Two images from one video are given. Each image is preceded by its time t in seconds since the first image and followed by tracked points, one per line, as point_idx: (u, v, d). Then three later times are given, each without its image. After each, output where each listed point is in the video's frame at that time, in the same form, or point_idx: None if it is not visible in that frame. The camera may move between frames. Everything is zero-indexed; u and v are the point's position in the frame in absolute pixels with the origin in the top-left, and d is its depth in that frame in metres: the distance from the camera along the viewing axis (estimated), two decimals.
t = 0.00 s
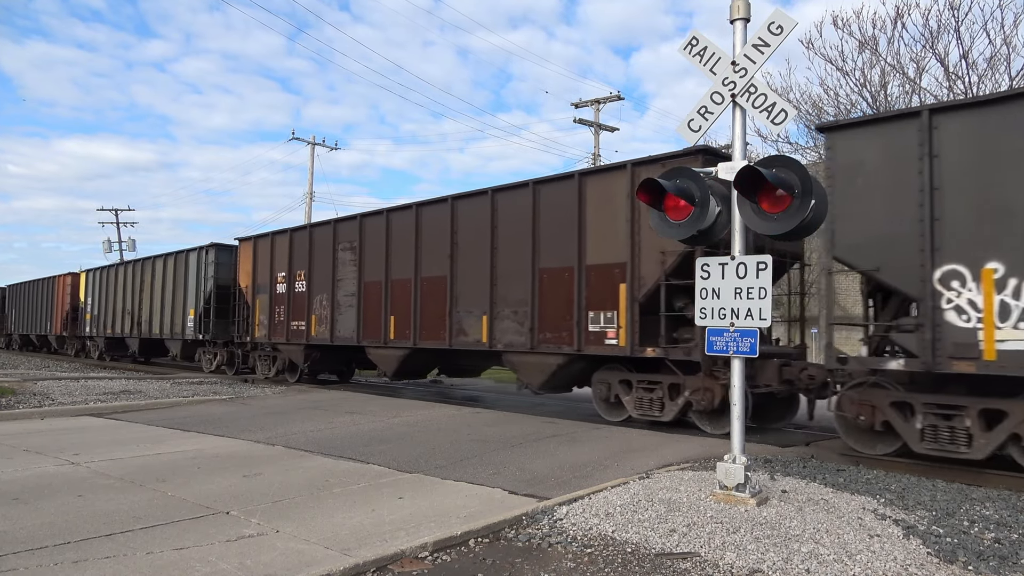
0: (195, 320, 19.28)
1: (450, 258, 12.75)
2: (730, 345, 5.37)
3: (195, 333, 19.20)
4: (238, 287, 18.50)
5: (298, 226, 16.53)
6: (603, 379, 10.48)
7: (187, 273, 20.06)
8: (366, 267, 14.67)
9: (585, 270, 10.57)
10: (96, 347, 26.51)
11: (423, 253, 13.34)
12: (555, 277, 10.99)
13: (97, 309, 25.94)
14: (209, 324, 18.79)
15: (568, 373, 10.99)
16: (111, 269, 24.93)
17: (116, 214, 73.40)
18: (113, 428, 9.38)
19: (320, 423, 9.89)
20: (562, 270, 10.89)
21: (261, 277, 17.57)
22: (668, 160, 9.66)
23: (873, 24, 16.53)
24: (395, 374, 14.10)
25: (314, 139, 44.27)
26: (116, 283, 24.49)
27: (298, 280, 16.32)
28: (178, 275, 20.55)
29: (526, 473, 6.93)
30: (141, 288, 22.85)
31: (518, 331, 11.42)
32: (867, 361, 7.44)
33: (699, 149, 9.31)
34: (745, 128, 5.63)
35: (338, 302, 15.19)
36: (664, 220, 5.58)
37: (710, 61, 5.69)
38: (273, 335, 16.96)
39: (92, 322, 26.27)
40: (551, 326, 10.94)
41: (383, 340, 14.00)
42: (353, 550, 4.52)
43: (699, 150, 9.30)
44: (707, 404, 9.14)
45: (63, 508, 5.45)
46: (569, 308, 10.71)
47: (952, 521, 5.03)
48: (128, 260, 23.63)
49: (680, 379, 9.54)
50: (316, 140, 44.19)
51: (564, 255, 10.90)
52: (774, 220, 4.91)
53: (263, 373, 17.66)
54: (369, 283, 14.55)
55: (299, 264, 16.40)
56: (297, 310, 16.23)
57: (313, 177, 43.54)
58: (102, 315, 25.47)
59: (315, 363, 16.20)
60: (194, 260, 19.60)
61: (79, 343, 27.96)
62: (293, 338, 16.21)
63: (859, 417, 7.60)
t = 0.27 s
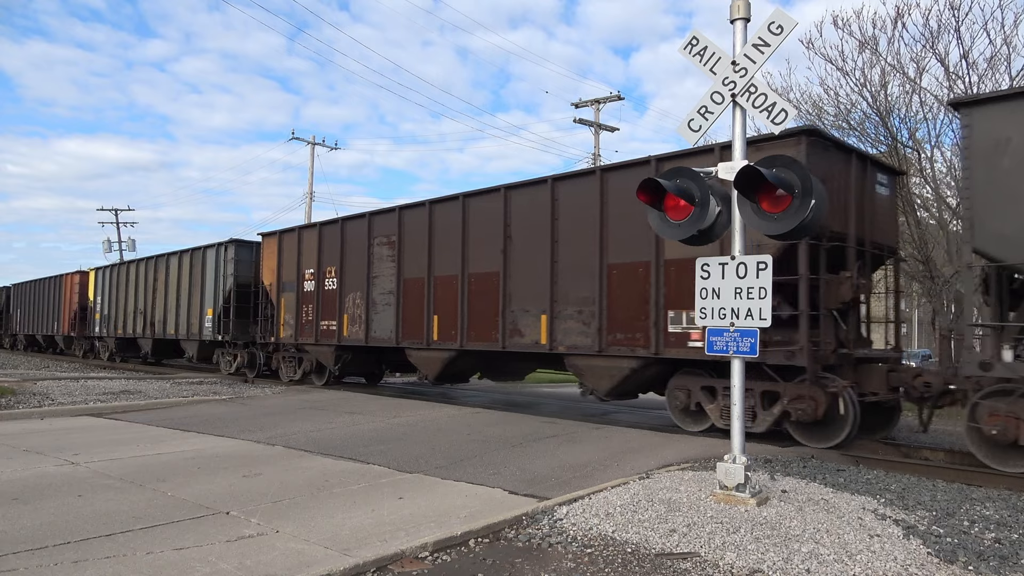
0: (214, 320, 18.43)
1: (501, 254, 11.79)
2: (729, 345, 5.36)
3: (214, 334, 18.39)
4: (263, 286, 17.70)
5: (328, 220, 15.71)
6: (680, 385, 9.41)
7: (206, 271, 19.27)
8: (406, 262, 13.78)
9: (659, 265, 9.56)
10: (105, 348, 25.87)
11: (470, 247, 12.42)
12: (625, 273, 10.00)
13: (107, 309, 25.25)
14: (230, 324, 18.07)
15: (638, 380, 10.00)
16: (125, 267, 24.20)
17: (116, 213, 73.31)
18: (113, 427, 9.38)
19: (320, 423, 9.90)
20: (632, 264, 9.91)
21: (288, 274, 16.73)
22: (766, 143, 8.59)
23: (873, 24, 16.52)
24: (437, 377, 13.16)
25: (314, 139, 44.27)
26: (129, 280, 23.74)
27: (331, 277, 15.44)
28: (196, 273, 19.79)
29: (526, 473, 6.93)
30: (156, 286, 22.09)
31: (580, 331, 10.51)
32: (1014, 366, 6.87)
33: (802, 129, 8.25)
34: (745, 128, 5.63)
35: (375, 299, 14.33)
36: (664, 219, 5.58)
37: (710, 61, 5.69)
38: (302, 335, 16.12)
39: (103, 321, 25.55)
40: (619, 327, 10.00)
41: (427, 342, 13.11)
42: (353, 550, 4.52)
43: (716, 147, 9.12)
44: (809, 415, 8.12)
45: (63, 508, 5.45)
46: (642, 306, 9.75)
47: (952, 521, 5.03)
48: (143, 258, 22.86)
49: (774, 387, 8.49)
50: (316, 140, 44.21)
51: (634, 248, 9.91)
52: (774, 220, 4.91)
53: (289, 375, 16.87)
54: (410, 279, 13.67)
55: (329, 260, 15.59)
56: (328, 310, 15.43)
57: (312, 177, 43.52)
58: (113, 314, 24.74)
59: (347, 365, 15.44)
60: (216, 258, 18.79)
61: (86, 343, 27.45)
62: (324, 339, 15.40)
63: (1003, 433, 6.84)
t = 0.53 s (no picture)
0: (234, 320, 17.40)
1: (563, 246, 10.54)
2: (729, 345, 5.37)
3: (234, 335, 17.32)
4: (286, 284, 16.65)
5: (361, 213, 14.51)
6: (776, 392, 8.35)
7: (225, 269, 18.27)
8: (449, 257, 12.51)
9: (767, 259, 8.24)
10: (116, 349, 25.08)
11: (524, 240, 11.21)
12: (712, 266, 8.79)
13: (119, 308, 24.50)
14: (250, 325, 16.87)
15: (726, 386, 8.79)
16: (138, 265, 23.42)
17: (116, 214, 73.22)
18: (113, 428, 9.38)
19: (320, 423, 9.90)
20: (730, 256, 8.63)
21: (317, 271, 15.60)
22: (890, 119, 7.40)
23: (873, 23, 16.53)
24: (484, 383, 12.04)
25: (314, 139, 44.41)
26: (144, 279, 22.89)
27: (365, 274, 14.22)
28: (214, 271, 18.85)
29: (526, 473, 6.93)
30: (170, 285, 21.26)
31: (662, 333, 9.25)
32: None
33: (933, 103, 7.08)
34: (745, 128, 5.63)
35: (416, 297, 13.04)
36: (664, 220, 5.58)
37: (709, 61, 5.69)
38: (334, 337, 14.90)
39: (115, 321, 24.74)
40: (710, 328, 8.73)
41: (475, 344, 11.87)
42: (353, 550, 4.52)
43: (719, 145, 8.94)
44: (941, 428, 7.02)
45: (63, 508, 5.45)
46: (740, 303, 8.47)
47: (952, 521, 5.03)
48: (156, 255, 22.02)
49: (892, 394, 7.37)
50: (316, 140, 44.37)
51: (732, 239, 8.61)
52: (774, 220, 4.91)
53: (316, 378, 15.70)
54: (454, 277, 12.37)
55: (362, 256, 14.40)
56: (360, 309, 14.31)
57: (312, 177, 43.50)
58: (126, 314, 23.94)
59: (381, 368, 14.25)
60: (236, 254, 17.77)
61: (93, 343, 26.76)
62: (358, 340, 14.22)
63: None
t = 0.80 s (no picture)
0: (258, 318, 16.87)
1: (635, 239, 9.78)
2: (729, 345, 5.37)
3: (258, 335, 16.80)
4: (315, 282, 15.99)
5: (400, 206, 13.85)
6: (893, 402, 7.47)
7: (248, 266, 17.79)
8: (501, 252, 11.78)
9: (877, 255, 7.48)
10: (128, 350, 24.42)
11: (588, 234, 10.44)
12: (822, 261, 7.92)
13: (134, 309, 23.89)
14: (275, 324, 16.43)
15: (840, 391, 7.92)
16: (152, 265, 22.86)
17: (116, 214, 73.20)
18: (113, 428, 9.39)
19: (320, 423, 9.90)
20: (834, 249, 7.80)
21: (350, 268, 14.97)
22: None
23: (873, 23, 16.54)
24: (542, 388, 11.24)
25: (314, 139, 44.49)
26: (158, 279, 22.32)
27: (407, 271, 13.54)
28: (235, 269, 18.33)
29: (526, 473, 6.93)
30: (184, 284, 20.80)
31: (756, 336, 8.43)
32: None
33: None
34: (745, 128, 5.63)
35: (462, 296, 12.36)
36: (664, 220, 5.58)
37: (710, 61, 5.69)
38: (370, 338, 14.21)
39: (128, 320, 24.12)
40: (812, 329, 7.97)
41: (533, 345, 11.10)
42: (353, 550, 4.52)
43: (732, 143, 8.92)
44: None
45: (63, 508, 5.45)
46: (847, 302, 7.68)
47: (952, 521, 5.03)
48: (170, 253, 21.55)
49: None
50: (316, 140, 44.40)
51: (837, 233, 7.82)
52: (774, 220, 4.91)
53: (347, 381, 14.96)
54: (507, 272, 11.65)
55: (401, 251, 13.77)
56: (400, 307, 13.63)
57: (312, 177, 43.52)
58: (140, 315, 23.34)
59: (422, 371, 13.51)
60: (259, 251, 17.28)
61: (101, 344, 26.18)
62: (398, 341, 13.56)
63: None
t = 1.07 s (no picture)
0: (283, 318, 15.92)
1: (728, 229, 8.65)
2: (730, 345, 5.37)
3: (282, 336, 15.86)
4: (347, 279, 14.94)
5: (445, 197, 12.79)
6: None
7: (271, 263, 16.86)
8: (563, 246, 10.64)
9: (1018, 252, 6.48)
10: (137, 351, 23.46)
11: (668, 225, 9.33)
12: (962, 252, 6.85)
13: (144, 308, 22.91)
14: (301, 324, 15.57)
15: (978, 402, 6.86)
16: (162, 262, 21.87)
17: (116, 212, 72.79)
18: (113, 427, 9.39)
19: (320, 423, 9.90)
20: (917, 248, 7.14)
21: (388, 263, 13.90)
22: None
23: (873, 23, 16.53)
24: (611, 394, 10.13)
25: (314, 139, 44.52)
26: (170, 277, 21.32)
27: (453, 268, 12.46)
28: (256, 266, 17.39)
29: (526, 473, 6.93)
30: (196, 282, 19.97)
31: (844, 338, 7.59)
32: None
33: None
34: (745, 128, 5.63)
35: (518, 294, 11.19)
36: (664, 220, 5.58)
37: (709, 61, 5.69)
38: (411, 339, 13.15)
39: (138, 320, 23.11)
40: (946, 331, 6.90)
41: (602, 347, 9.95)
42: (353, 550, 4.51)
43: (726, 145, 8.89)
44: None
45: (63, 508, 5.45)
46: (992, 300, 6.65)
47: (952, 521, 5.03)
48: (182, 249, 20.60)
49: None
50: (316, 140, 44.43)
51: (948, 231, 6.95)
52: (774, 220, 4.91)
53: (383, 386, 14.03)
54: (571, 267, 10.51)
55: (446, 246, 12.68)
56: (444, 306, 12.56)
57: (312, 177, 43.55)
58: (150, 314, 22.35)
59: (468, 374, 12.51)
60: (284, 246, 16.37)
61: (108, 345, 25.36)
62: (442, 342, 12.49)
63: None
